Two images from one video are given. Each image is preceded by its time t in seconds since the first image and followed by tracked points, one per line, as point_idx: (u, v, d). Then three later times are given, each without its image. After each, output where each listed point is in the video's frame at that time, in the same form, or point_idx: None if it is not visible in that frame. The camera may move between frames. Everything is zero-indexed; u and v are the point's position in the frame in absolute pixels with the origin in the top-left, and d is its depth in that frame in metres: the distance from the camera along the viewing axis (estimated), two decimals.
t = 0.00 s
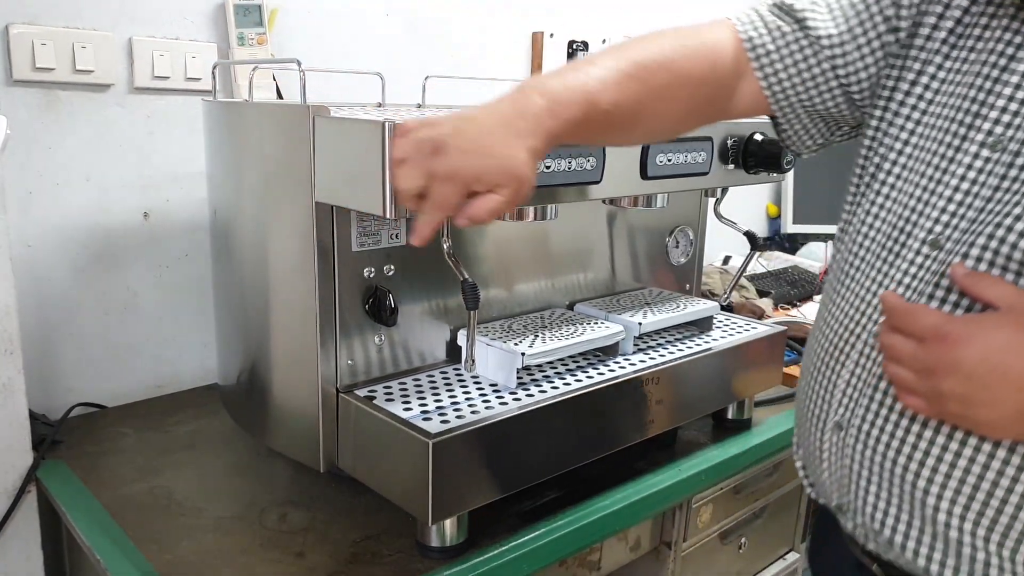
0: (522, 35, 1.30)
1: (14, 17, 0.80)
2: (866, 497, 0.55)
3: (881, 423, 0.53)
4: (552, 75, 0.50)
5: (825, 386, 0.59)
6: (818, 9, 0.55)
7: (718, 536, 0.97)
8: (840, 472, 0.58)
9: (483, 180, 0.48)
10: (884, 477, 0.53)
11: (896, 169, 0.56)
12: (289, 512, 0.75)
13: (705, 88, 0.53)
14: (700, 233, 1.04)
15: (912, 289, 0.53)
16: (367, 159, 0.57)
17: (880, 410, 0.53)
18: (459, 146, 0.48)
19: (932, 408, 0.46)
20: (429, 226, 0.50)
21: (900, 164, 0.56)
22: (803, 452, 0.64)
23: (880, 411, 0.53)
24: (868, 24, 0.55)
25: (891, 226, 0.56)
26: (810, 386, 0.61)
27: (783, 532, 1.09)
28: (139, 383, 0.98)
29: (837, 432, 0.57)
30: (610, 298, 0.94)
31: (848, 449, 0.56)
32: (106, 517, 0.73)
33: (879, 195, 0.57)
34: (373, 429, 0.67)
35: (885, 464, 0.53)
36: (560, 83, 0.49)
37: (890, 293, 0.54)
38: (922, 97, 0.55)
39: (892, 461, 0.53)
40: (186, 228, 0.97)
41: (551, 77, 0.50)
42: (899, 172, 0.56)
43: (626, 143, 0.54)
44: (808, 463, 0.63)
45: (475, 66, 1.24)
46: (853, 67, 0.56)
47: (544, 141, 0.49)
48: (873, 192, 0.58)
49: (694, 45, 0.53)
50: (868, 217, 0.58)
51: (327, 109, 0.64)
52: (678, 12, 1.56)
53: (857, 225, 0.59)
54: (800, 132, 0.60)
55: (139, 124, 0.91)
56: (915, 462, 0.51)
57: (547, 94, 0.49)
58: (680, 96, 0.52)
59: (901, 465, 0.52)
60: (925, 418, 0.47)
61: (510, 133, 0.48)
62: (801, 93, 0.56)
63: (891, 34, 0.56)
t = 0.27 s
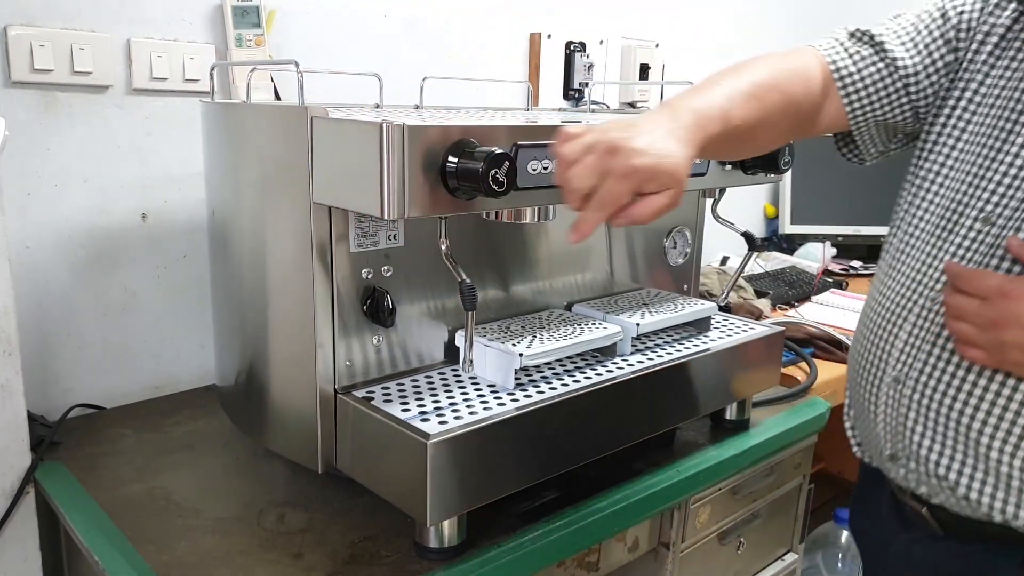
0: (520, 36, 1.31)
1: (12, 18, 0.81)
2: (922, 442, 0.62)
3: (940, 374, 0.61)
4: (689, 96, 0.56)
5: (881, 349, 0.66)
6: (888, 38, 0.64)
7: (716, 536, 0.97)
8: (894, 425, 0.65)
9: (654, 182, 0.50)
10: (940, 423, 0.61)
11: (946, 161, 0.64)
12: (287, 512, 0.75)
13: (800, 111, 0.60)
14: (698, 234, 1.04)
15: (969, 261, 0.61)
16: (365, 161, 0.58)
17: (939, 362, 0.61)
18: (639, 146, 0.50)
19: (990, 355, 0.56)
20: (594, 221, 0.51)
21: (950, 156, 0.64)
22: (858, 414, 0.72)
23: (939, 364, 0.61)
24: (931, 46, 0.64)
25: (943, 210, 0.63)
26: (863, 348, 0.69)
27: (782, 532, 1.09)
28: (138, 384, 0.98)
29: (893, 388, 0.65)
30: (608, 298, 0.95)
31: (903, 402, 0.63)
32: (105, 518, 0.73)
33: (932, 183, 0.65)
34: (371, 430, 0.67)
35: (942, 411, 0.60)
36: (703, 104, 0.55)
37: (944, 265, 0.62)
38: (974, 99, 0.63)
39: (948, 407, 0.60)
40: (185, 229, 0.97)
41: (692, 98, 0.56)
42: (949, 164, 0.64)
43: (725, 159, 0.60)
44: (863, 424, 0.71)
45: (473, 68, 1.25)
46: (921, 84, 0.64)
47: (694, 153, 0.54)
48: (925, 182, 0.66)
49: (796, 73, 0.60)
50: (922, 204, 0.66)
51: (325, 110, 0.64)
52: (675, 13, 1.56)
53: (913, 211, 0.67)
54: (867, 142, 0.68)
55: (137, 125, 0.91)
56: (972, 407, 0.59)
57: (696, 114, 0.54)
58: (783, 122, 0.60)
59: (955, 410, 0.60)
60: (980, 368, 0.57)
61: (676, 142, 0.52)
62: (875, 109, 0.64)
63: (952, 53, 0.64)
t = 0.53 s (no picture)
0: (522, 37, 1.31)
1: (17, 18, 0.81)
2: (976, 413, 0.63)
3: (992, 346, 0.62)
4: (760, 90, 0.64)
5: (928, 325, 0.68)
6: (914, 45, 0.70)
7: (716, 537, 0.98)
8: (945, 398, 0.66)
9: (737, 162, 0.60)
10: (995, 394, 0.61)
11: (988, 147, 0.67)
12: (289, 511, 0.75)
13: (846, 108, 0.68)
14: (699, 234, 1.04)
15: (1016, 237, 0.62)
16: (367, 161, 0.58)
17: (990, 335, 0.62)
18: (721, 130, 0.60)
19: None
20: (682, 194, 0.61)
21: (992, 143, 0.67)
22: (906, 400, 0.73)
23: (990, 337, 0.62)
24: (957, 49, 0.69)
25: (987, 189, 0.66)
26: (909, 330, 0.71)
27: (782, 533, 1.09)
28: (140, 382, 0.98)
29: (943, 363, 0.66)
30: (609, 298, 0.95)
31: (956, 373, 0.64)
32: (107, 516, 0.73)
33: (973, 172, 0.68)
34: (372, 429, 0.67)
35: (995, 383, 0.61)
36: (772, 97, 0.64)
37: (989, 243, 0.64)
38: (1009, 88, 0.66)
39: (1001, 378, 0.61)
40: (188, 229, 0.98)
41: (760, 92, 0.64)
42: (989, 150, 0.67)
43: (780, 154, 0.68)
44: (912, 410, 0.72)
45: (475, 69, 1.25)
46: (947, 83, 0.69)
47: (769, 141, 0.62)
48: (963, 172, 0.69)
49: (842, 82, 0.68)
50: (965, 190, 0.68)
51: (328, 110, 0.65)
52: (677, 13, 1.56)
53: (957, 196, 0.69)
54: (899, 142, 0.72)
55: (140, 125, 0.91)
56: None
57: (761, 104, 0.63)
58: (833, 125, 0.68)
59: (1011, 379, 0.60)
60: None
61: (755, 129, 0.61)
62: (903, 111, 0.70)
63: (979, 55, 0.69)
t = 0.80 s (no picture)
0: (526, 37, 1.31)
1: (22, 18, 0.81)
2: None
3: None
4: (816, 90, 0.73)
5: (972, 327, 0.75)
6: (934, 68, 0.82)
7: (720, 536, 0.98)
8: (994, 400, 0.73)
9: (787, 143, 0.67)
10: None
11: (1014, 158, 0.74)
12: (292, 510, 0.75)
13: (887, 120, 0.80)
14: (703, 234, 1.04)
15: None
16: (371, 159, 0.58)
17: None
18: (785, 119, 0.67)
19: None
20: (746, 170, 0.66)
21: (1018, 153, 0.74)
22: (950, 404, 0.80)
23: None
24: (976, 66, 0.79)
25: None
26: (949, 332, 0.78)
27: (786, 532, 1.09)
28: (145, 382, 0.98)
29: (990, 364, 0.73)
30: (613, 298, 0.95)
31: (1004, 378, 0.71)
32: (112, 515, 0.73)
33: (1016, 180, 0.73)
34: (376, 427, 0.68)
35: None
36: (826, 95, 0.73)
37: None
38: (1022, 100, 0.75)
39: None
40: (192, 229, 0.98)
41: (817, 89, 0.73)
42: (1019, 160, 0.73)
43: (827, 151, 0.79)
44: (958, 414, 0.79)
45: (478, 68, 1.25)
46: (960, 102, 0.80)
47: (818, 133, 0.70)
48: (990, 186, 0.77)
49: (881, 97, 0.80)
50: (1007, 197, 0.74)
51: (332, 109, 0.65)
52: (681, 13, 1.56)
53: (1002, 201, 0.74)
54: (932, 153, 0.84)
55: (145, 125, 0.91)
56: None
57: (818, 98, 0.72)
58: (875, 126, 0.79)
59: None
60: None
61: (807, 118, 0.69)
62: (932, 122, 0.81)
63: (999, 69, 0.78)
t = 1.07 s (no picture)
0: (524, 36, 1.31)
1: (18, 18, 0.81)
2: None
3: None
4: (853, 132, 0.76)
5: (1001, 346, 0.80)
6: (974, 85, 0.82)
7: (719, 536, 0.97)
8: None
9: (825, 190, 0.69)
10: None
11: None
12: (291, 511, 0.75)
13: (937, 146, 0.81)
14: (702, 234, 1.04)
15: None
16: (369, 160, 0.58)
17: None
18: (826, 171, 0.69)
19: None
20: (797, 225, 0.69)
21: None
22: (981, 417, 0.85)
23: None
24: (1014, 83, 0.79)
25: None
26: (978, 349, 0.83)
27: (785, 532, 1.09)
28: (143, 382, 0.98)
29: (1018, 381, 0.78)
30: (611, 298, 0.95)
31: None
32: (109, 517, 0.73)
33: None
34: (374, 428, 0.67)
35: None
36: (868, 137, 0.75)
37: None
38: None
39: None
40: (190, 229, 0.98)
41: (849, 135, 0.76)
42: None
43: (880, 180, 0.81)
44: (990, 428, 0.84)
45: (477, 68, 1.25)
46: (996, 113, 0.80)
47: (858, 176, 0.72)
48: (1020, 213, 0.82)
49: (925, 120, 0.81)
50: None
51: (329, 110, 0.65)
52: (679, 13, 1.56)
53: None
54: (982, 168, 0.84)
55: (142, 125, 0.91)
56: None
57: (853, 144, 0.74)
58: (918, 153, 0.81)
59: None
60: None
61: (844, 165, 0.71)
62: (973, 142, 0.82)
63: None
